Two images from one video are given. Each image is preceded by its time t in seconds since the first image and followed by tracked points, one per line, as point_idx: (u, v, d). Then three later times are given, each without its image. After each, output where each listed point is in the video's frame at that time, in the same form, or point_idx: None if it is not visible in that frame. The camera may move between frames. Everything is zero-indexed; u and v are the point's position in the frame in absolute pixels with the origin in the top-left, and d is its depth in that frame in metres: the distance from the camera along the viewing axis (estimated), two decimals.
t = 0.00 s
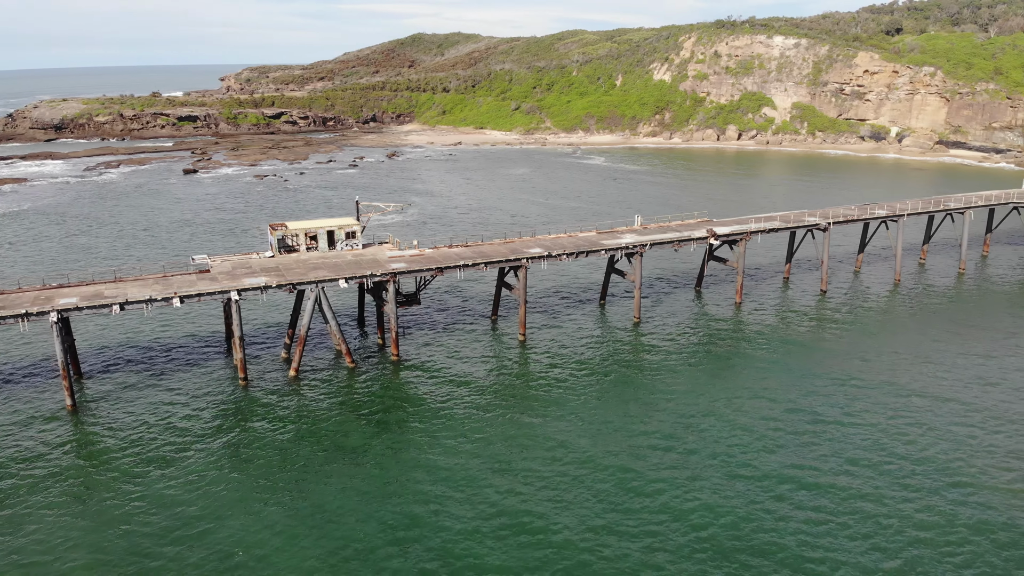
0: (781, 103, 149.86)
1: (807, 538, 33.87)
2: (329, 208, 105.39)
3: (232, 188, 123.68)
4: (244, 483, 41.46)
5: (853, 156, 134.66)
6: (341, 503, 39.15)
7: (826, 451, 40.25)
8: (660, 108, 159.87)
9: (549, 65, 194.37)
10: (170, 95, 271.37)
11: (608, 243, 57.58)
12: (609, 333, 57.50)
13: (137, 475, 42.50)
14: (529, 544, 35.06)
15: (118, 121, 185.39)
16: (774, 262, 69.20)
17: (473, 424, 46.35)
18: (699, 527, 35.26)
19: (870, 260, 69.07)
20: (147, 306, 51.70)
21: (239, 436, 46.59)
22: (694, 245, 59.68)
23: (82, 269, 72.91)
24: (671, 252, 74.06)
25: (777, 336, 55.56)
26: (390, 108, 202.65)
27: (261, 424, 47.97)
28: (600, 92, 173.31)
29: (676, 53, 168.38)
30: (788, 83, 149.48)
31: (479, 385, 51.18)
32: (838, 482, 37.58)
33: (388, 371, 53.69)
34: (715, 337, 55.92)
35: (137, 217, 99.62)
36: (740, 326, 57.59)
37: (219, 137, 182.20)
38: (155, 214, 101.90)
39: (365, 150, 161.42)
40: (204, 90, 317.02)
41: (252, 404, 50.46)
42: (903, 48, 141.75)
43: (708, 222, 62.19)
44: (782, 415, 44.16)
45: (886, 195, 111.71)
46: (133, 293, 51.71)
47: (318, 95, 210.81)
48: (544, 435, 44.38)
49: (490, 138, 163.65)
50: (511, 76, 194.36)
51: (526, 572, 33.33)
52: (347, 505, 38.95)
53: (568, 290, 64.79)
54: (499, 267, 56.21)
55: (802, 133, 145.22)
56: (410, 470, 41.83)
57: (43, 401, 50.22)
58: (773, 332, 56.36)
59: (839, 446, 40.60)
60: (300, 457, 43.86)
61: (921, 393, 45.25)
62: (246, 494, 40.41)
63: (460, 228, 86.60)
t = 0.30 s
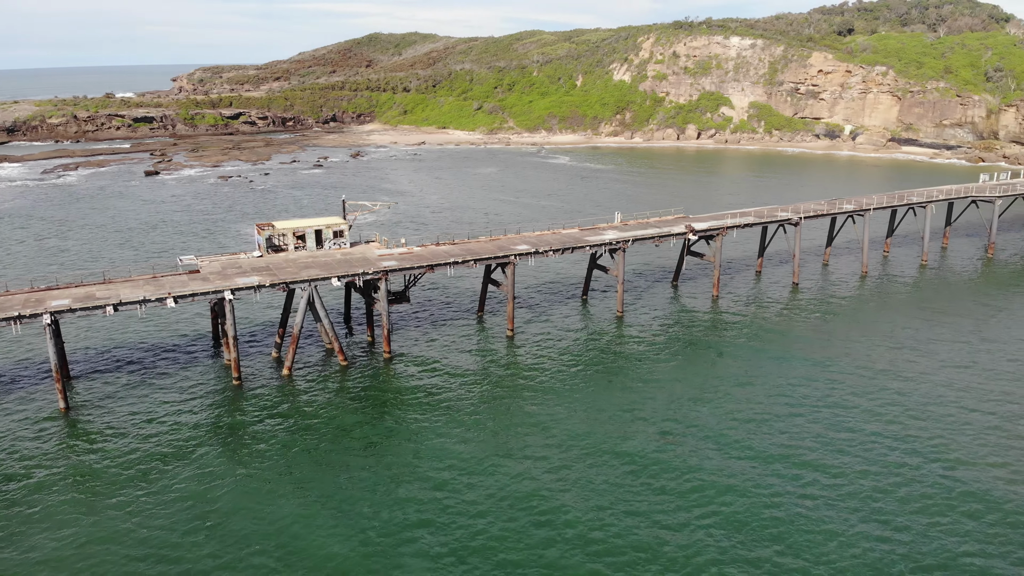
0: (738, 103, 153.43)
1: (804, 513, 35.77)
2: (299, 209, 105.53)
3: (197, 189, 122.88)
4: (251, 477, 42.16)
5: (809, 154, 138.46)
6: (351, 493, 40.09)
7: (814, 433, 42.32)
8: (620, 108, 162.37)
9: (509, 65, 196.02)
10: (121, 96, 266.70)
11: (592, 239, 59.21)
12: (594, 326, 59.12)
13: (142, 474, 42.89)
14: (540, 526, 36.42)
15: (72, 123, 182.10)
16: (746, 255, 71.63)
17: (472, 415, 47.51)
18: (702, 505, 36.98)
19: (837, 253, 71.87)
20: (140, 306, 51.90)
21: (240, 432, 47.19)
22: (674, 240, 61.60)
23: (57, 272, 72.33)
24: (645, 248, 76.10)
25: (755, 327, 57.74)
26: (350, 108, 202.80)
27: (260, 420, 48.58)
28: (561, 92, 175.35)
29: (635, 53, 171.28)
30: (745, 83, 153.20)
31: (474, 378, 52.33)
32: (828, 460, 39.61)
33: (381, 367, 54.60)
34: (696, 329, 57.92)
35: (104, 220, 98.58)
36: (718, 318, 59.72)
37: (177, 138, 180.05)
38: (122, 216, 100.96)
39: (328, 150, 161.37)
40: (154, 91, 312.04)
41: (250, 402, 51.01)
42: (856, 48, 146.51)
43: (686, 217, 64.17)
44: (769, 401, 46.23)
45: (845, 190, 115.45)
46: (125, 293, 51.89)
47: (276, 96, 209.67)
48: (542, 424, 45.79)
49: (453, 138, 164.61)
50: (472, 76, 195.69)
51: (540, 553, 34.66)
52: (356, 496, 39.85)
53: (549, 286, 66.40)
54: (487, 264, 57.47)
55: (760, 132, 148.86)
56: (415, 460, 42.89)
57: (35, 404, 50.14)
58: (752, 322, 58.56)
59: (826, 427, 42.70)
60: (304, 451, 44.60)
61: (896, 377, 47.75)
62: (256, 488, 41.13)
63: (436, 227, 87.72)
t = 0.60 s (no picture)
0: (697, 103, 156.72)
1: (800, 489, 37.73)
2: (269, 211, 105.52)
3: (163, 191, 121.93)
4: (256, 472, 42.88)
5: (768, 152, 141.89)
6: (358, 486, 41.12)
7: (800, 416, 44.48)
8: (582, 108, 164.62)
9: (469, 65, 197.29)
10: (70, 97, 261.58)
11: (576, 236, 60.85)
12: (578, 320, 60.79)
13: (145, 472, 43.34)
14: (549, 510, 37.87)
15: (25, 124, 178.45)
16: (718, 251, 74.04)
17: (468, 408, 48.78)
18: (703, 485, 38.77)
19: (804, 248, 74.60)
20: (133, 307, 52.15)
21: (240, 430, 47.82)
22: (654, 235, 63.52)
23: (34, 276, 71.78)
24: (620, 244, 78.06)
25: (734, 318, 59.93)
26: (310, 108, 202.11)
27: (258, 418, 49.24)
28: (522, 92, 177.11)
29: (595, 53, 173.88)
30: (703, 83, 156.64)
31: (466, 373, 53.58)
32: (817, 440, 41.71)
33: (373, 364, 55.53)
34: (677, 322, 59.92)
35: (70, 223, 97.42)
36: (697, 310, 61.83)
37: (134, 139, 177.67)
38: (90, 219, 99.98)
39: (292, 150, 160.89)
40: (104, 91, 306.47)
41: (245, 400, 51.58)
42: (810, 49, 150.88)
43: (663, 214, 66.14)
44: (754, 387, 48.32)
45: (803, 187, 118.98)
46: (119, 295, 52.14)
47: (234, 96, 207.99)
48: (538, 415, 47.27)
49: (416, 138, 165.27)
50: (432, 76, 196.51)
51: (552, 535, 36.07)
52: (366, 488, 40.93)
53: (531, 282, 67.98)
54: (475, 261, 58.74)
55: (719, 131, 152.18)
56: (418, 452, 44.06)
57: (29, 407, 50.12)
58: (731, 314, 60.76)
59: (812, 410, 44.84)
60: (306, 447, 45.44)
61: (872, 362, 50.25)
62: (264, 482, 41.91)
63: (411, 226, 88.73)
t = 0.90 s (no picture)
0: (657, 102, 159.61)
1: (794, 467, 39.78)
2: (239, 212, 105.22)
3: (127, 193, 120.57)
4: (261, 467, 43.61)
5: (727, 150, 145.14)
6: (364, 477, 42.15)
7: (783, 400, 46.69)
8: (544, 108, 166.53)
9: (429, 65, 197.99)
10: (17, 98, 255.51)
11: (560, 233, 62.45)
12: (562, 315, 62.37)
13: (148, 469, 43.73)
14: (556, 493, 39.37)
15: None
16: (691, 247, 76.29)
17: (463, 401, 50.03)
18: (702, 467, 40.60)
19: (773, 242, 77.25)
20: (126, 308, 52.32)
21: (239, 426, 48.39)
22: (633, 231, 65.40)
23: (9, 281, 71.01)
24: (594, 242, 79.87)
25: (711, 310, 62.09)
26: (268, 109, 200.75)
27: (255, 414, 49.85)
28: (484, 92, 178.40)
29: (556, 54, 176.03)
30: (662, 83, 159.72)
31: (457, 367, 54.80)
32: (803, 422, 43.93)
33: (364, 361, 56.41)
34: (658, 314, 61.85)
35: (35, 226, 95.90)
36: (676, 303, 63.89)
37: (90, 141, 174.80)
38: (56, 222, 98.71)
39: (254, 151, 159.94)
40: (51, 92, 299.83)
41: (240, 398, 52.10)
42: (766, 49, 155.09)
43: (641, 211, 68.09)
44: (738, 374, 50.40)
45: (764, 184, 122.25)
46: (111, 296, 52.30)
47: (190, 97, 205.65)
48: (532, 406, 48.72)
49: (379, 138, 165.50)
50: (392, 76, 196.76)
51: (563, 517, 37.55)
52: (372, 478, 42.00)
53: (512, 279, 69.45)
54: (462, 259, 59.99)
55: (678, 130, 155.09)
56: (419, 443, 45.20)
57: (24, 411, 50.02)
58: (709, 306, 62.89)
59: (797, 395, 47.04)
60: (308, 441, 46.25)
61: (847, 349, 52.69)
62: (270, 476, 42.68)
63: (386, 226, 89.52)
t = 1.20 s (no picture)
0: (617, 102, 162.42)
1: (782, 448, 41.96)
2: (210, 214, 104.84)
3: (91, 196, 119.15)
4: (266, 460, 44.42)
5: (687, 149, 148.17)
6: (369, 467, 43.23)
7: (765, 386, 48.95)
8: (506, 108, 168.22)
9: (389, 65, 198.31)
10: None
11: (542, 230, 64.09)
12: (546, 310, 63.96)
13: (153, 465, 44.25)
14: (559, 478, 40.99)
15: None
16: (664, 244, 78.53)
17: (457, 393, 51.31)
18: (695, 449, 42.57)
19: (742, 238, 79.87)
20: (120, 309, 52.53)
21: (238, 422, 49.02)
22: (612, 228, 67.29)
23: None
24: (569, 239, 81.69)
25: (689, 302, 64.19)
26: (226, 109, 199.10)
27: (252, 410, 50.49)
28: (446, 92, 179.43)
29: (516, 54, 177.80)
30: (622, 84, 162.57)
31: (448, 361, 56.06)
32: (787, 405, 46.24)
33: (355, 357, 57.31)
34: (639, 307, 63.77)
35: (1, 230, 94.57)
36: (654, 297, 65.89)
37: (44, 143, 171.80)
38: (23, 225, 97.38)
39: (215, 152, 158.80)
40: None
41: (235, 395, 52.65)
42: (723, 49, 158.84)
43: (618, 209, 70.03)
44: (721, 362, 52.51)
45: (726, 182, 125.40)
46: (105, 298, 52.53)
47: (145, 98, 202.98)
48: (526, 395, 50.18)
49: (342, 138, 165.51)
50: (352, 76, 196.67)
51: (567, 499, 39.21)
52: (377, 468, 43.10)
53: (493, 277, 70.91)
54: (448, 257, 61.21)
55: (639, 130, 157.95)
56: (419, 434, 46.38)
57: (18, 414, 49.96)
58: (687, 299, 65.01)
59: (778, 380, 49.36)
60: (309, 435, 47.12)
61: (823, 337, 55.17)
62: (277, 468, 43.52)
63: (361, 226, 90.29)
